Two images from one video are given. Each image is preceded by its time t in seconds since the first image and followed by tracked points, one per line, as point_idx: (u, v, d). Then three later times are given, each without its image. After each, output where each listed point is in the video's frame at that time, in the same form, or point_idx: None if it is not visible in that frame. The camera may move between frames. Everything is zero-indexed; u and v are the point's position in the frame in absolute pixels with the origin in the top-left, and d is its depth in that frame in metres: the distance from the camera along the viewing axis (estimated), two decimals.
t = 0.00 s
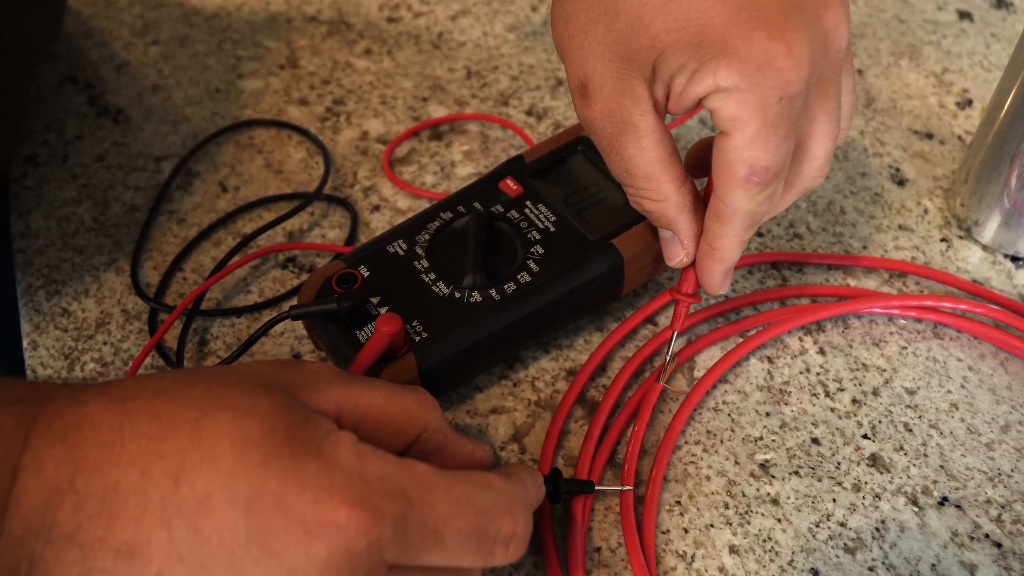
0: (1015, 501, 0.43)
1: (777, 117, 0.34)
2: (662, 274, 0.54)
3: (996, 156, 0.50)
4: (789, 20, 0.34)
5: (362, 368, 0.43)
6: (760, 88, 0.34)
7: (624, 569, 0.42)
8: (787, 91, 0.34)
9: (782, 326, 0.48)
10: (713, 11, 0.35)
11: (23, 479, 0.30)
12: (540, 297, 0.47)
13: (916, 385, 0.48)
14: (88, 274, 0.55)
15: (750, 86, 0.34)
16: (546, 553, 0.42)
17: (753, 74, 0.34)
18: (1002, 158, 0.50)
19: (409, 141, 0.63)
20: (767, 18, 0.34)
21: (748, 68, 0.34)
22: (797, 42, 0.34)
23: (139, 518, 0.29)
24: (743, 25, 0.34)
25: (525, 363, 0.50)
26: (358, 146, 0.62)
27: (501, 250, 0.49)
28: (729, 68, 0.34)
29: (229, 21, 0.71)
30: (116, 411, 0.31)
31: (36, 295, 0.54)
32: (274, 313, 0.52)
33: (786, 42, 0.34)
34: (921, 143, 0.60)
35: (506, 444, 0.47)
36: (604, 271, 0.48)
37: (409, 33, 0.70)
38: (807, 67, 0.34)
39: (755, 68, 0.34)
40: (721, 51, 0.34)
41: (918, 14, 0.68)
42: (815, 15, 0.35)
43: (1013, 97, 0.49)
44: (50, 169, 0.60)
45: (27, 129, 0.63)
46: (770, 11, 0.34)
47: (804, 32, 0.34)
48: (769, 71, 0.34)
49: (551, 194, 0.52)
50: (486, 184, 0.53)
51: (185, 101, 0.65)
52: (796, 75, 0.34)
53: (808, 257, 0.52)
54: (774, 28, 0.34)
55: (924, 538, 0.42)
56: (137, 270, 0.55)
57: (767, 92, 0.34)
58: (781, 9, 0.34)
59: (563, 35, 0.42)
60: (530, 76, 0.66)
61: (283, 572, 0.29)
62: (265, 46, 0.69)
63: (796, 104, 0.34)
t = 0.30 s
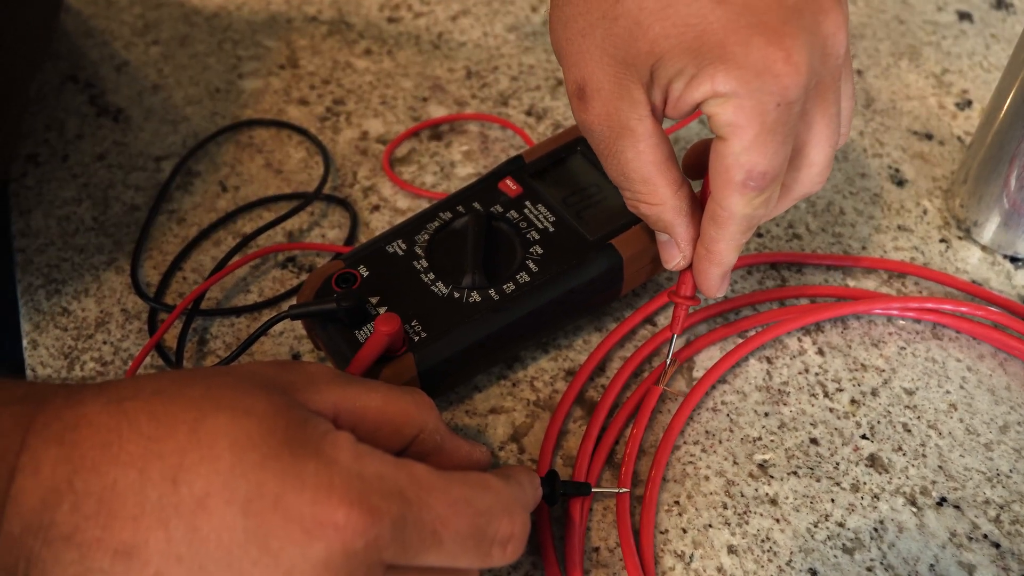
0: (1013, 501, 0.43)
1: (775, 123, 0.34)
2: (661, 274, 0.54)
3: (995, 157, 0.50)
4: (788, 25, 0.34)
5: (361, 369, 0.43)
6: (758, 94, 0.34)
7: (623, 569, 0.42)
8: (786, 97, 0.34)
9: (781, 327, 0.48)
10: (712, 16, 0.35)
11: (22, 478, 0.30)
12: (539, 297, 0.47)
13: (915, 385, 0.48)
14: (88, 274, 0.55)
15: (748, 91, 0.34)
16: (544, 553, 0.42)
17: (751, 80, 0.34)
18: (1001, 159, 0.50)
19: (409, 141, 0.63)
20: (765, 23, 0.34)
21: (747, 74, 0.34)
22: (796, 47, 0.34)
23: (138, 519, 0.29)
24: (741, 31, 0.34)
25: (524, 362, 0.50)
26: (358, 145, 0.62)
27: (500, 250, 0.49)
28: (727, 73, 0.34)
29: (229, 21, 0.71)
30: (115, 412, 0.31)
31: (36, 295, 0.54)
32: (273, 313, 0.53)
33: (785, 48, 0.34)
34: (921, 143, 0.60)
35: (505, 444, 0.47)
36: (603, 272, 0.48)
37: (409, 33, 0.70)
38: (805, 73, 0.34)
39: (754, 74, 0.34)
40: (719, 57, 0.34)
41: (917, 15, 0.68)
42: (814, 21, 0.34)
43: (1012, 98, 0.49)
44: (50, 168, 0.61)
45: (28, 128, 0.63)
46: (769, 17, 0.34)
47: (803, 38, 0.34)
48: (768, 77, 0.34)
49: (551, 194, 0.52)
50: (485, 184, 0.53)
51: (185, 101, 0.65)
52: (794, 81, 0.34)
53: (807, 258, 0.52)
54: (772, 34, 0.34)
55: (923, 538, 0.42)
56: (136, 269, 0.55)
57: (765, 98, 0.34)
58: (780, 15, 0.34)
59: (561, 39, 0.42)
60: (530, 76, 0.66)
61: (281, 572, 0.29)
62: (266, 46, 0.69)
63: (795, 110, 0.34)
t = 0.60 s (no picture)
0: (1012, 502, 0.43)
1: (772, 122, 0.34)
2: (660, 274, 0.54)
3: (994, 157, 0.50)
4: (784, 25, 0.34)
5: (359, 368, 0.43)
6: (755, 94, 0.34)
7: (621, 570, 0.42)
8: (782, 96, 0.34)
9: (781, 327, 0.48)
10: (709, 15, 0.35)
11: (19, 478, 0.30)
12: (538, 297, 0.47)
13: (914, 386, 0.48)
14: (86, 274, 0.55)
15: (745, 91, 0.34)
16: (542, 553, 0.42)
17: (748, 79, 0.34)
18: (1000, 159, 0.50)
19: (408, 141, 0.63)
20: (762, 23, 0.34)
21: (744, 73, 0.34)
22: (792, 47, 0.34)
23: (135, 518, 0.29)
24: (738, 30, 0.34)
25: (522, 363, 0.50)
26: (357, 145, 0.62)
27: (499, 250, 0.49)
28: (724, 73, 0.34)
29: (229, 21, 0.71)
30: (113, 411, 0.31)
31: (34, 295, 0.54)
32: (272, 313, 0.52)
33: (781, 47, 0.34)
34: (921, 143, 0.60)
35: (503, 444, 0.47)
36: (602, 272, 0.48)
37: (409, 33, 0.70)
38: (802, 72, 0.34)
39: (751, 73, 0.34)
40: (716, 56, 0.34)
41: (917, 15, 0.68)
42: (811, 20, 0.34)
43: (1012, 97, 0.49)
44: (49, 168, 0.61)
45: (27, 128, 0.63)
46: (765, 16, 0.34)
47: (799, 37, 0.34)
48: (764, 76, 0.34)
49: (549, 194, 0.52)
50: (484, 184, 0.52)
51: (184, 100, 0.65)
52: (791, 80, 0.34)
53: (806, 258, 0.52)
54: (769, 33, 0.34)
55: (922, 538, 0.42)
56: (135, 269, 0.55)
57: (762, 97, 0.34)
58: (776, 13, 0.34)
59: (558, 38, 0.42)
60: (530, 77, 0.66)
61: (279, 571, 0.29)
62: (265, 45, 0.69)
63: (791, 110, 0.34)
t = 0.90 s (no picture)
0: (1013, 503, 0.43)
1: (773, 123, 0.34)
2: (661, 275, 0.54)
3: (995, 157, 0.50)
4: (784, 26, 0.34)
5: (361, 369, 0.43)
6: (756, 95, 0.34)
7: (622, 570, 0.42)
8: (783, 97, 0.34)
9: (782, 328, 0.48)
10: (710, 16, 0.35)
11: (21, 478, 0.30)
12: (539, 297, 0.47)
13: (915, 386, 0.48)
14: (88, 274, 0.55)
15: (746, 92, 0.34)
16: (544, 554, 0.42)
17: (749, 80, 0.34)
18: (1001, 159, 0.50)
19: (409, 142, 0.63)
20: (763, 24, 0.34)
21: (745, 74, 0.34)
22: (793, 48, 0.34)
23: (138, 518, 0.29)
24: (739, 32, 0.34)
25: (523, 363, 0.50)
26: (358, 146, 0.62)
27: (500, 251, 0.49)
28: (725, 74, 0.34)
29: (230, 22, 0.71)
30: (115, 412, 0.31)
31: (36, 295, 0.54)
32: (273, 314, 0.52)
33: (782, 48, 0.34)
34: (922, 144, 0.60)
35: (504, 445, 0.47)
36: (603, 273, 0.48)
37: (410, 33, 0.70)
38: (803, 74, 0.34)
39: (751, 74, 0.34)
40: (717, 57, 0.34)
41: (918, 16, 0.68)
42: (812, 21, 0.34)
43: (1012, 98, 0.49)
44: (51, 168, 0.61)
45: (28, 128, 0.63)
46: (766, 17, 0.34)
47: (800, 39, 0.34)
48: (765, 78, 0.34)
49: (550, 195, 0.52)
50: (485, 185, 0.53)
51: (185, 101, 0.65)
52: (792, 81, 0.34)
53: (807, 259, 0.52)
54: (770, 34, 0.34)
55: (923, 539, 0.42)
56: (136, 270, 0.55)
57: (763, 99, 0.34)
58: (777, 14, 0.34)
59: (558, 39, 0.42)
60: (531, 77, 0.66)
61: (280, 572, 0.29)
62: (266, 46, 0.69)
63: (793, 111, 0.34)
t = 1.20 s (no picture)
0: (1015, 503, 0.43)
1: (775, 123, 0.34)
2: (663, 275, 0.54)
3: (997, 158, 0.50)
4: (787, 26, 0.34)
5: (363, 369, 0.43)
6: (758, 95, 0.34)
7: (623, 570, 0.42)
8: (785, 98, 0.34)
9: (783, 328, 0.48)
10: (713, 17, 0.35)
11: (23, 477, 0.30)
12: (540, 297, 0.47)
13: (917, 387, 0.48)
14: (89, 273, 0.55)
15: (748, 92, 0.34)
16: (544, 554, 0.42)
17: (751, 81, 0.34)
18: (1003, 160, 0.50)
19: (410, 141, 0.63)
20: (765, 24, 0.34)
21: (746, 74, 0.34)
22: (795, 48, 0.34)
23: (138, 518, 0.29)
24: (741, 32, 0.34)
25: (525, 363, 0.50)
26: (360, 146, 0.62)
27: (501, 251, 0.49)
28: (727, 74, 0.34)
29: (232, 21, 0.71)
30: (116, 411, 0.31)
31: (37, 294, 0.54)
32: (274, 313, 0.53)
33: (784, 49, 0.34)
34: (923, 144, 0.60)
35: (506, 445, 0.47)
36: (603, 273, 0.48)
37: (411, 33, 0.70)
38: (805, 74, 0.34)
39: (753, 74, 0.34)
40: (719, 57, 0.34)
41: (920, 16, 0.68)
42: (814, 21, 0.34)
43: (1014, 99, 0.49)
44: (52, 168, 0.61)
45: (30, 128, 0.63)
46: (768, 17, 0.34)
47: (802, 39, 0.34)
48: (767, 78, 0.34)
49: (552, 194, 0.52)
50: (487, 184, 0.53)
51: (187, 101, 0.65)
52: (794, 82, 0.34)
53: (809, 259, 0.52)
54: (772, 34, 0.34)
55: (924, 539, 0.42)
56: (138, 269, 0.55)
57: (765, 99, 0.34)
58: (779, 14, 0.34)
59: (560, 39, 0.42)
60: (532, 77, 0.66)
61: (282, 572, 0.29)
62: (268, 46, 0.69)
63: (794, 111, 0.35)
